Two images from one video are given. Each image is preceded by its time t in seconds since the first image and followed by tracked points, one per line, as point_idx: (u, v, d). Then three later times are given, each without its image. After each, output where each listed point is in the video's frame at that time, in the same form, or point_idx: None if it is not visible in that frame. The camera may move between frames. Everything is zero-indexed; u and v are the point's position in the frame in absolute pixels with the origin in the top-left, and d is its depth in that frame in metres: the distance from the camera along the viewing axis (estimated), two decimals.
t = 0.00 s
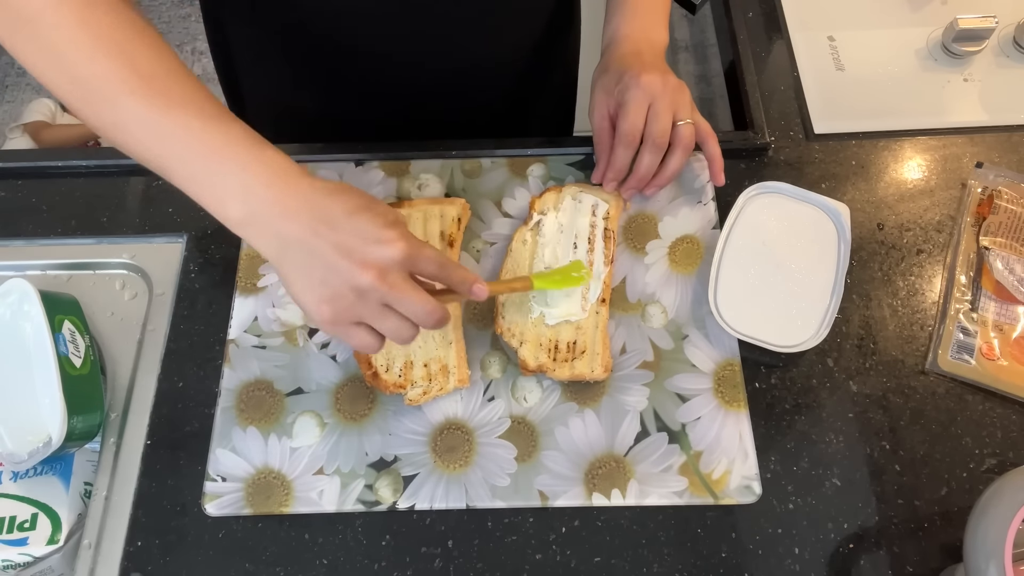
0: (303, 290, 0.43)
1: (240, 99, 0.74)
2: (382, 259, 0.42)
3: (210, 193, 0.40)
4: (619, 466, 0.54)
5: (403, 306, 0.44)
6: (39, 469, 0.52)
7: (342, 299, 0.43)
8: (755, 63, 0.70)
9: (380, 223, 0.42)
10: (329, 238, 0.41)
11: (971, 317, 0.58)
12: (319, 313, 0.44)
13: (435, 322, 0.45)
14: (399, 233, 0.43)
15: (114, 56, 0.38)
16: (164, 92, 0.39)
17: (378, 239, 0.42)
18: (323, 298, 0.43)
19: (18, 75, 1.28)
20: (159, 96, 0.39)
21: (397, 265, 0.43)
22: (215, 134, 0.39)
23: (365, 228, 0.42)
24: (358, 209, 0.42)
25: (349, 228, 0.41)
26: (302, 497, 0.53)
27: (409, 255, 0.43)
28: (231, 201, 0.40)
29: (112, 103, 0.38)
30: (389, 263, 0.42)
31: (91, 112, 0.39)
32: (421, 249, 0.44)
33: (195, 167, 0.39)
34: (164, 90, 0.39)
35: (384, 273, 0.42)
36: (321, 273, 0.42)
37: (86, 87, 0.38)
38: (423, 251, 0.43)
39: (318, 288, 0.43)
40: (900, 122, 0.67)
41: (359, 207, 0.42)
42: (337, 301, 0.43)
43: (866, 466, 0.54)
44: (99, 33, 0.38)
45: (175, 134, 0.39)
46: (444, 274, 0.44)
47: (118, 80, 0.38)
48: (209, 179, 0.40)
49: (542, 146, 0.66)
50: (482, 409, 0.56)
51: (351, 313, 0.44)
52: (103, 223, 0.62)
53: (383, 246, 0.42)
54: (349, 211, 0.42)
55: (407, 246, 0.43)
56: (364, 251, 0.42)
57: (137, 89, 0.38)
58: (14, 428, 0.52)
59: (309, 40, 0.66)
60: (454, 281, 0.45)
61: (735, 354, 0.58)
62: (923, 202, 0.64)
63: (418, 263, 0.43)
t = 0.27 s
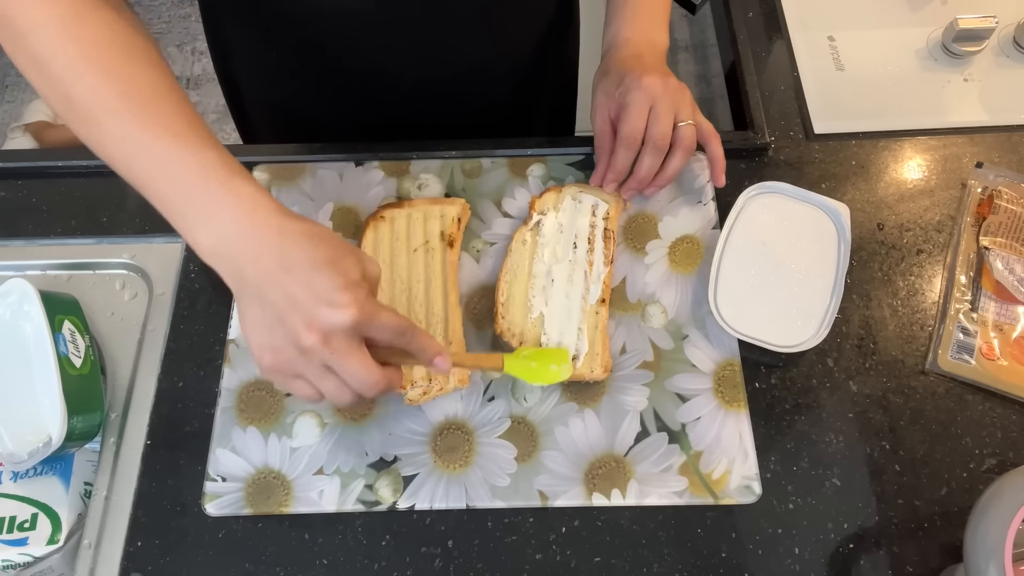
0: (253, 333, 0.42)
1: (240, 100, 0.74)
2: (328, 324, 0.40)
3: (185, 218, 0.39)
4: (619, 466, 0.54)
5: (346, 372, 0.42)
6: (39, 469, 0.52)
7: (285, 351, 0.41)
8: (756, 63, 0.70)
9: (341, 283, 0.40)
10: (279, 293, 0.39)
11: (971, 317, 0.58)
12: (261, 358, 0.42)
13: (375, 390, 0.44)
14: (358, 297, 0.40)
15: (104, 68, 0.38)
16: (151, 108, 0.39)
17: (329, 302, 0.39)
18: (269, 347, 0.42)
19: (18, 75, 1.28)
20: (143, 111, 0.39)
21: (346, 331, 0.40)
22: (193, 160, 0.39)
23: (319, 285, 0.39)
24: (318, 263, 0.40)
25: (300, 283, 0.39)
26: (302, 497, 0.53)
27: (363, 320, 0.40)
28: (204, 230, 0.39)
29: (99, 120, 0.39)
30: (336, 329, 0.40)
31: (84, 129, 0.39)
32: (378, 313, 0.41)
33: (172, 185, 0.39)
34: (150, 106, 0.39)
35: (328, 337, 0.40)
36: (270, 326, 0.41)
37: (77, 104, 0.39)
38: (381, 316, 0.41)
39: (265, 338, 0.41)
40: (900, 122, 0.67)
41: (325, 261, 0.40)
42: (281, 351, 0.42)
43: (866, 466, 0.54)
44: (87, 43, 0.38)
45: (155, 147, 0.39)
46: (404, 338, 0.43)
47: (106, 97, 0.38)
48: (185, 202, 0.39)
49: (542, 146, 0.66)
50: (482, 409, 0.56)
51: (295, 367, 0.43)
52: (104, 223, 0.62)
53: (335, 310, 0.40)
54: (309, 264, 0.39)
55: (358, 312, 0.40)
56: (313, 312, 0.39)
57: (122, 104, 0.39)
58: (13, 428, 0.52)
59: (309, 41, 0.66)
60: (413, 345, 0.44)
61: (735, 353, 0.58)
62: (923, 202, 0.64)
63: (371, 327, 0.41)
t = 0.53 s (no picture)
0: (274, 306, 0.41)
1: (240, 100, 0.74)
2: (356, 303, 0.39)
3: (220, 203, 0.40)
4: (619, 466, 0.54)
5: (364, 354, 0.41)
6: (38, 469, 0.52)
7: (306, 327, 0.40)
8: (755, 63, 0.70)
9: (369, 263, 0.40)
10: (307, 270, 0.39)
11: (971, 317, 0.58)
12: (281, 333, 0.41)
13: (393, 377, 0.42)
14: (383, 279, 0.40)
15: (135, 66, 0.39)
16: (180, 99, 0.40)
17: (357, 282, 0.39)
18: (289, 321, 0.41)
19: (18, 74, 1.28)
20: (175, 102, 0.40)
21: (370, 311, 0.40)
22: (223, 141, 0.40)
23: (350, 265, 0.39)
24: (347, 243, 0.40)
25: (332, 262, 0.39)
26: (302, 497, 0.53)
27: (387, 302, 0.40)
28: (238, 212, 0.40)
29: (132, 114, 0.40)
30: (361, 308, 0.39)
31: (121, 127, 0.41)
32: (403, 298, 0.41)
33: (204, 172, 0.39)
34: (180, 97, 0.40)
35: (353, 315, 0.40)
36: (294, 300, 0.40)
37: (111, 99, 0.40)
38: (404, 302, 0.41)
39: (287, 310, 0.40)
40: (900, 122, 0.67)
41: (352, 241, 0.40)
42: (303, 328, 0.41)
43: (866, 466, 0.54)
44: (119, 42, 0.39)
45: (185, 137, 0.39)
46: (421, 330, 0.42)
47: (138, 91, 0.39)
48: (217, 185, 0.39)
49: (542, 146, 0.66)
50: (482, 409, 0.56)
51: (313, 343, 0.41)
52: (104, 223, 0.62)
53: (362, 290, 0.39)
54: (337, 242, 0.39)
55: (384, 294, 0.40)
56: (339, 290, 0.39)
57: (153, 97, 0.39)
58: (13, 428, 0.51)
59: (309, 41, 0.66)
60: (430, 338, 0.42)
61: (735, 353, 0.58)
62: (923, 202, 0.64)
63: (393, 312, 0.40)
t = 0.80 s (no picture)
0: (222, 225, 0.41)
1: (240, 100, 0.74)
2: (302, 233, 0.39)
3: (173, 121, 0.39)
4: (619, 466, 0.54)
5: (306, 282, 0.41)
6: (38, 469, 0.52)
7: (252, 250, 0.41)
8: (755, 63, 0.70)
9: (322, 196, 0.39)
10: (255, 196, 0.39)
11: (971, 317, 0.58)
12: (226, 252, 0.41)
13: (330, 305, 0.43)
14: (333, 212, 0.40)
15: None
16: (135, 24, 0.40)
17: (305, 212, 0.39)
18: (234, 240, 0.41)
19: (18, 75, 1.27)
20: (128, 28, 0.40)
21: (317, 242, 0.39)
22: (176, 63, 0.39)
23: (298, 195, 0.39)
24: (298, 171, 0.39)
25: (281, 188, 0.38)
26: (302, 497, 0.53)
27: (334, 235, 0.40)
28: (191, 131, 0.39)
29: (89, 41, 0.39)
30: (308, 238, 0.39)
31: (82, 57, 0.41)
32: (351, 233, 0.41)
33: (158, 93, 0.39)
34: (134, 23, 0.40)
35: (298, 244, 0.40)
36: (240, 222, 0.40)
37: (67, 28, 0.40)
38: (352, 237, 0.41)
39: (233, 231, 0.40)
40: (899, 122, 0.67)
41: (307, 171, 0.39)
42: (247, 250, 0.41)
43: (866, 466, 0.54)
44: None
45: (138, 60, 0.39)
46: (371, 266, 0.42)
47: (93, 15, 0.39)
48: (170, 104, 0.39)
49: (542, 146, 0.66)
50: (482, 409, 0.56)
51: (256, 266, 0.42)
52: (103, 223, 0.62)
53: (310, 221, 0.39)
54: (289, 171, 0.38)
55: (333, 227, 0.39)
56: (285, 217, 0.39)
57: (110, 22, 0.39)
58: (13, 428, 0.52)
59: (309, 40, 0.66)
60: (377, 274, 0.43)
61: (735, 354, 0.58)
62: (923, 202, 0.64)
63: (340, 245, 0.40)
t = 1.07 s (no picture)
0: (298, 227, 0.41)
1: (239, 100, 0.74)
2: (382, 197, 0.41)
3: (205, 138, 0.39)
4: (619, 466, 0.54)
5: (403, 245, 0.42)
6: (38, 469, 0.52)
7: (340, 236, 0.41)
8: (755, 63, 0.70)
9: (381, 160, 0.41)
10: (325, 181, 0.40)
11: (971, 317, 0.58)
12: (315, 250, 0.42)
13: (427, 263, 0.44)
14: (399, 171, 0.41)
15: (99, 10, 0.38)
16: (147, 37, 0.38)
17: (378, 176, 0.40)
18: (321, 233, 0.41)
19: (18, 75, 1.27)
20: (145, 43, 0.38)
21: (397, 204, 0.41)
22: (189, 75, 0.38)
23: (364, 165, 0.40)
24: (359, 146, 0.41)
25: (349, 164, 0.40)
26: (302, 497, 0.53)
27: (410, 193, 0.41)
28: (228, 145, 0.39)
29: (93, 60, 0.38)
30: (388, 201, 0.41)
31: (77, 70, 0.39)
32: (419, 188, 0.42)
33: (187, 115, 0.39)
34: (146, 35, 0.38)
35: (383, 210, 0.41)
36: (316, 211, 0.40)
37: (78, 46, 0.38)
38: (420, 193, 0.42)
39: (316, 225, 0.41)
40: (899, 122, 0.67)
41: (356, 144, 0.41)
42: (336, 238, 0.41)
43: (866, 466, 0.54)
44: None
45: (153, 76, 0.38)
46: (439, 215, 0.43)
47: (113, 36, 0.38)
48: (204, 123, 0.39)
49: (542, 146, 0.66)
50: (482, 409, 0.56)
51: (347, 250, 0.42)
52: (103, 222, 0.62)
53: (383, 183, 0.41)
54: (344, 151, 0.40)
55: (405, 184, 0.41)
56: (362, 188, 0.40)
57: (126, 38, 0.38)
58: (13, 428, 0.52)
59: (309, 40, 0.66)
60: (448, 223, 0.44)
61: (735, 354, 0.58)
62: (923, 202, 0.64)
63: (415, 204, 0.42)
